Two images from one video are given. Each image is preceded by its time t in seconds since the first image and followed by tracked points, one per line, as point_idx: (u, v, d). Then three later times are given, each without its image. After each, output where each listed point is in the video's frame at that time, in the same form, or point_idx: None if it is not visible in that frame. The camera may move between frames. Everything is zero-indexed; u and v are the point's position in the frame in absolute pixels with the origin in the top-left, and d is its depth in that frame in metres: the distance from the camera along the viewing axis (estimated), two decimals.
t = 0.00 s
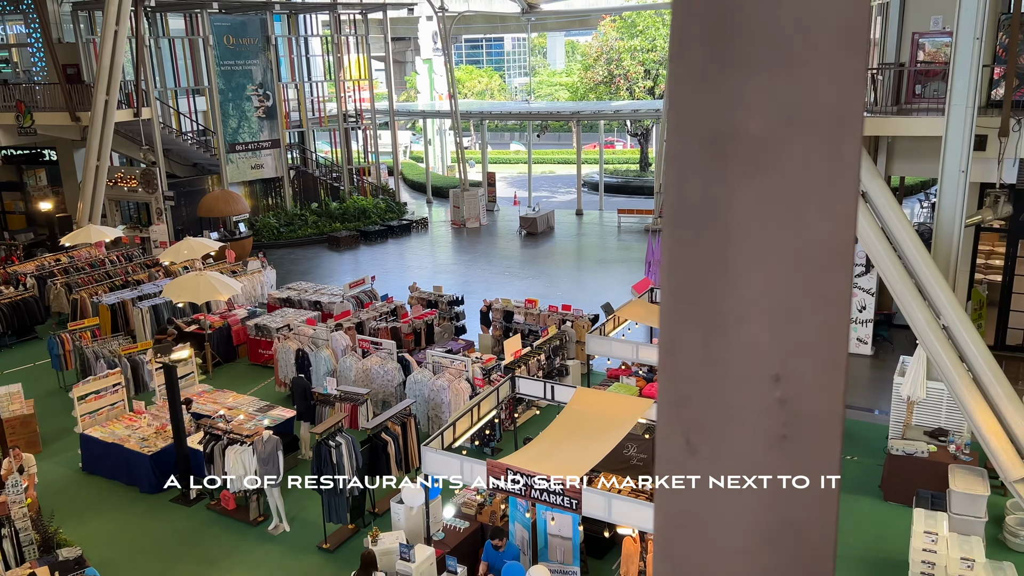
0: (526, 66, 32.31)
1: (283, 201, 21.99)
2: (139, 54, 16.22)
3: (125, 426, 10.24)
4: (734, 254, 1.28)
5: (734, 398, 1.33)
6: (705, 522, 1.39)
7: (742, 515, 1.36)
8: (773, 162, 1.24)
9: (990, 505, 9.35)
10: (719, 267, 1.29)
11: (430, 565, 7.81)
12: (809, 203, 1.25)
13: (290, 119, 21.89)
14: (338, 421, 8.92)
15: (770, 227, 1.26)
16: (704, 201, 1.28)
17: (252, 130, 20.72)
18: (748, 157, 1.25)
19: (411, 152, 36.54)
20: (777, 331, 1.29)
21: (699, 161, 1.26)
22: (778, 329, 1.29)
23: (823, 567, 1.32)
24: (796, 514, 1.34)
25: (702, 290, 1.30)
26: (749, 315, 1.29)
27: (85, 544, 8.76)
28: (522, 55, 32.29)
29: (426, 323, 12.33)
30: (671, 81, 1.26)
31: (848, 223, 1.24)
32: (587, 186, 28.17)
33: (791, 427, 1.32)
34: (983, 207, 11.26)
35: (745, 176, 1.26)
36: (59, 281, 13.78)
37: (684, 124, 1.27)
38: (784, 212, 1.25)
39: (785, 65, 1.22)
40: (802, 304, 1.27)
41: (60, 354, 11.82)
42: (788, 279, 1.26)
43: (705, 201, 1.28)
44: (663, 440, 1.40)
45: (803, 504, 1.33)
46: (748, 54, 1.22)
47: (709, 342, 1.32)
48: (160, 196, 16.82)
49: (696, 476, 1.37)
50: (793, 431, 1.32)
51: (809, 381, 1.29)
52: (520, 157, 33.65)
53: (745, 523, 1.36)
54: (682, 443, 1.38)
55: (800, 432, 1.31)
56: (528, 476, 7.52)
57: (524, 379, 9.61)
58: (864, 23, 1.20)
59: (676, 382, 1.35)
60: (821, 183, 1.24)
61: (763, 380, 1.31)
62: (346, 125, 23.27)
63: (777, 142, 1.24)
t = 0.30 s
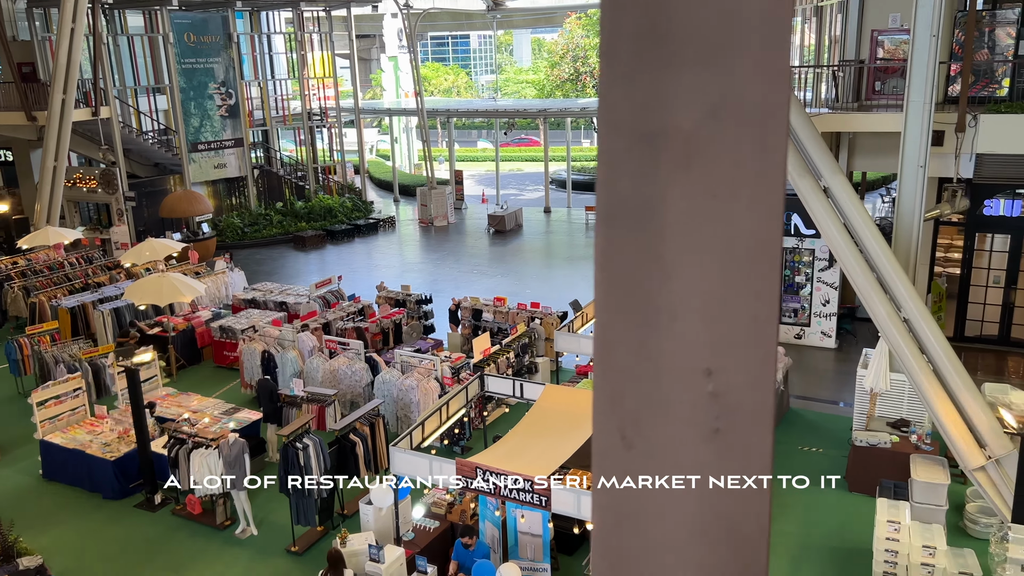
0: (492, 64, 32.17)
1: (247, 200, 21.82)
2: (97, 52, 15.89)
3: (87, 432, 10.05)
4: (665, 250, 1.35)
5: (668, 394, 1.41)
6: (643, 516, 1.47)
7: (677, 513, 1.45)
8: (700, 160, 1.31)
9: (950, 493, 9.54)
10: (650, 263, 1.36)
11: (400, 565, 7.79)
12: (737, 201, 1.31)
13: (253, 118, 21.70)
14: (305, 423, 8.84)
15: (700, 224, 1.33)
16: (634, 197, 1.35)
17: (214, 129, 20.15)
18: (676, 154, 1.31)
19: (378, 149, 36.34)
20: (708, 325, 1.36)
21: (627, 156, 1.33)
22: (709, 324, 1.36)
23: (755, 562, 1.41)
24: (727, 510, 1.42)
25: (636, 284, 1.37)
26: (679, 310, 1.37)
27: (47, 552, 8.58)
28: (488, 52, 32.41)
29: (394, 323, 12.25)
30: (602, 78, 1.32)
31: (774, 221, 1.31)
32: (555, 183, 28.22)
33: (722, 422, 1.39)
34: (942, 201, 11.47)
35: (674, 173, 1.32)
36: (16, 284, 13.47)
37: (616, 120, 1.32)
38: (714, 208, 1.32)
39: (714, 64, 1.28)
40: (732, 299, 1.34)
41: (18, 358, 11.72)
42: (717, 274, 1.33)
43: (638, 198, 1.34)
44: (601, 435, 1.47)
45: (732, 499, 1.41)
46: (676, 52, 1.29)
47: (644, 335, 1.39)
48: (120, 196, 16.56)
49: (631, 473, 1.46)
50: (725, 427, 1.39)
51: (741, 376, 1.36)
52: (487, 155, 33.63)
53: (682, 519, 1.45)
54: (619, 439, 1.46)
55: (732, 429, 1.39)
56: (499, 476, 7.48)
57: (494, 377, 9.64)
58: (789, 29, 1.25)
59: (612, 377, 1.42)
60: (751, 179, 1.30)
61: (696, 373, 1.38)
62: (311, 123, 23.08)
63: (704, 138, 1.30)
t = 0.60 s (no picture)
0: (459, 61, 31.37)
1: (210, 200, 21.51)
2: (53, 49, 15.56)
3: (46, 438, 9.82)
4: (596, 246, 1.41)
5: (601, 392, 1.46)
6: (578, 515, 1.52)
7: (611, 511, 1.50)
8: (628, 154, 1.36)
9: (913, 482, 9.70)
10: (582, 258, 1.42)
11: (369, 567, 7.72)
12: (664, 198, 1.36)
13: (216, 116, 21.60)
14: (271, 424, 8.72)
15: (629, 220, 1.39)
16: (565, 193, 1.41)
17: (176, 127, 19.80)
18: (603, 151, 1.37)
19: (345, 148, 36.10)
20: (639, 319, 1.41)
21: (557, 151, 1.39)
22: (639, 319, 1.41)
23: (691, 557, 1.46)
24: (660, 506, 1.47)
25: (568, 278, 1.44)
26: (611, 304, 1.42)
27: (6, 561, 8.37)
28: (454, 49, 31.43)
29: (361, 322, 12.17)
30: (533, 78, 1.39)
31: (701, 215, 1.35)
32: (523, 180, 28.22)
33: (656, 417, 1.44)
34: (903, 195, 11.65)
35: (602, 168, 1.38)
36: None
37: (547, 118, 1.39)
38: (642, 202, 1.37)
39: (640, 58, 1.32)
40: (661, 294, 1.39)
41: None
42: (643, 269, 1.39)
43: (568, 193, 1.40)
44: (538, 431, 1.54)
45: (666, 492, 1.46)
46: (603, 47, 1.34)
47: (577, 331, 1.45)
48: (80, 197, 16.21)
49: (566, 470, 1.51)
50: (658, 420, 1.44)
51: (672, 370, 1.41)
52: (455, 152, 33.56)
53: (616, 516, 1.50)
54: (554, 435, 1.52)
55: (664, 421, 1.43)
56: (467, 474, 7.48)
57: (462, 375, 9.67)
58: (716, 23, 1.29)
59: (546, 374, 1.48)
60: (678, 175, 1.35)
61: (629, 368, 1.43)
62: (274, 122, 22.88)
63: (629, 135, 1.35)
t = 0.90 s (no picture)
0: (426, 57, 28.65)
1: (173, 198, 21.22)
2: (7, 45, 15.18)
3: (5, 444, 9.60)
4: (528, 244, 1.75)
5: (535, 390, 1.83)
6: (518, 511, 1.90)
7: (548, 507, 1.88)
8: (554, 152, 1.69)
9: (877, 473, 9.84)
10: (516, 251, 1.76)
11: (339, 567, 7.68)
12: (591, 194, 1.68)
13: (178, 114, 21.27)
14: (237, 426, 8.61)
15: (558, 214, 1.71)
16: (498, 191, 1.75)
17: (136, 125, 19.52)
18: (533, 150, 1.70)
19: (311, 145, 35.74)
20: (569, 310, 1.75)
21: (493, 148, 1.73)
22: (571, 316, 1.75)
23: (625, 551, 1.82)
24: (594, 505, 1.84)
25: (506, 272, 1.78)
26: (542, 301, 1.77)
27: None
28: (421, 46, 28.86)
29: (329, 322, 12.06)
30: (463, 86, 1.73)
31: (621, 210, 1.67)
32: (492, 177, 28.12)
33: (589, 415, 1.79)
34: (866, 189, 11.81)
35: (533, 166, 1.71)
36: None
37: (479, 118, 1.73)
38: (570, 198, 1.69)
39: (564, 55, 1.64)
40: (593, 288, 1.71)
41: None
42: (573, 261, 1.72)
43: (501, 194, 1.75)
44: (477, 433, 1.92)
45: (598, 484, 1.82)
46: (528, 55, 1.67)
47: (515, 320, 1.80)
48: (38, 197, 15.89)
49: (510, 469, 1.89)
50: (590, 417, 1.79)
51: (598, 370, 1.75)
52: (423, 149, 33.40)
53: (554, 514, 1.87)
54: (491, 435, 1.90)
55: (595, 418, 1.79)
56: (436, 473, 7.38)
57: (432, 373, 9.56)
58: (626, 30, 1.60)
59: (485, 359, 1.85)
60: (605, 168, 1.66)
61: (564, 365, 1.78)
62: (238, 119, 22.60)
63: (555, 133, 1.67)
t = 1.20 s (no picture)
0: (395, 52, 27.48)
1: (136, 198, 20.99)
2: None
3: None
4: (460, 240, 1.62)
5: (468, 396, 1.70)
6: (455, 514, 1.77)
7: (483, 515, 1.75)
8: (486, 141, 1.56)
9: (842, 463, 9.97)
10: (448, 250, 1.64)
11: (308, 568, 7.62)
12: (525, 187, 1.55)
13: (139, 112, 20.87)
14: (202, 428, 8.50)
15: (490, 208, 1.59)
16: (427, 182, 1.63)
17: (96, 123, 19.26)
18: (465, 141, 1.58)
19: (275, 142, 35.37)
20: (503, 311, 1.63)
21: (422, 139, 1.59)
22: (506, 319, 1.63)
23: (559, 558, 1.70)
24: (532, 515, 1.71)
25: (439, 266, 1.65)
26: (475, 301, 1.64)
27: None
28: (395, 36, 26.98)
29: (295, 321, 11.96)
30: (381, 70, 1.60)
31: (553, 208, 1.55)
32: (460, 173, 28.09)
33: (523, 413, 1.66)
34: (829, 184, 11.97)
35: (466, 156, 1.59)
36: None
37: (409, 110, 1.60)
38: (502, 191, 1.57)
39: (495, 46, 1.52)
40: (527, 287, 1.59)
41: None
42: (506, 259, 1.60)
43: (429, 182, 1.62)
44: (415, 438, 1.78)
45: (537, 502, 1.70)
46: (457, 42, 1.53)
47: (447, 320, 1.68)
48: None
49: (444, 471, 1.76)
50: (525, 415, 1.67)
51: (531, 371, 1.63)
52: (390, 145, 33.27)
53: (490, 524, 1.74)
54: (426, 436, 1.77)
55: (528, 416, 1.66)
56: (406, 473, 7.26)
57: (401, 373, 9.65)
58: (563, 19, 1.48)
59: (419, 368, 1.72)
60: (534, 165, 1.54)
61: (498, 364, 1.65)
62: (201, 116, 22.32)
63: (486, 125, 1.55)
